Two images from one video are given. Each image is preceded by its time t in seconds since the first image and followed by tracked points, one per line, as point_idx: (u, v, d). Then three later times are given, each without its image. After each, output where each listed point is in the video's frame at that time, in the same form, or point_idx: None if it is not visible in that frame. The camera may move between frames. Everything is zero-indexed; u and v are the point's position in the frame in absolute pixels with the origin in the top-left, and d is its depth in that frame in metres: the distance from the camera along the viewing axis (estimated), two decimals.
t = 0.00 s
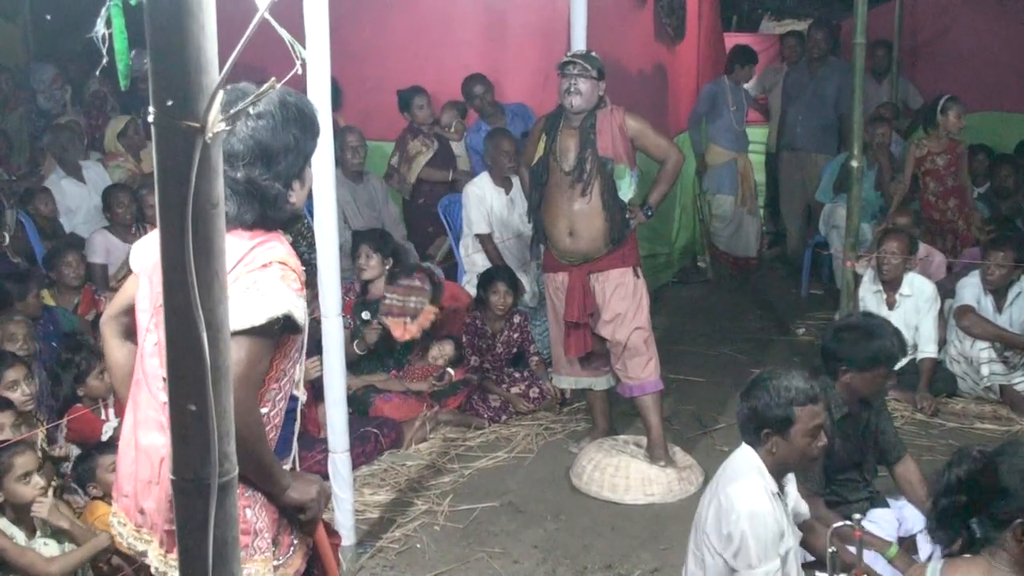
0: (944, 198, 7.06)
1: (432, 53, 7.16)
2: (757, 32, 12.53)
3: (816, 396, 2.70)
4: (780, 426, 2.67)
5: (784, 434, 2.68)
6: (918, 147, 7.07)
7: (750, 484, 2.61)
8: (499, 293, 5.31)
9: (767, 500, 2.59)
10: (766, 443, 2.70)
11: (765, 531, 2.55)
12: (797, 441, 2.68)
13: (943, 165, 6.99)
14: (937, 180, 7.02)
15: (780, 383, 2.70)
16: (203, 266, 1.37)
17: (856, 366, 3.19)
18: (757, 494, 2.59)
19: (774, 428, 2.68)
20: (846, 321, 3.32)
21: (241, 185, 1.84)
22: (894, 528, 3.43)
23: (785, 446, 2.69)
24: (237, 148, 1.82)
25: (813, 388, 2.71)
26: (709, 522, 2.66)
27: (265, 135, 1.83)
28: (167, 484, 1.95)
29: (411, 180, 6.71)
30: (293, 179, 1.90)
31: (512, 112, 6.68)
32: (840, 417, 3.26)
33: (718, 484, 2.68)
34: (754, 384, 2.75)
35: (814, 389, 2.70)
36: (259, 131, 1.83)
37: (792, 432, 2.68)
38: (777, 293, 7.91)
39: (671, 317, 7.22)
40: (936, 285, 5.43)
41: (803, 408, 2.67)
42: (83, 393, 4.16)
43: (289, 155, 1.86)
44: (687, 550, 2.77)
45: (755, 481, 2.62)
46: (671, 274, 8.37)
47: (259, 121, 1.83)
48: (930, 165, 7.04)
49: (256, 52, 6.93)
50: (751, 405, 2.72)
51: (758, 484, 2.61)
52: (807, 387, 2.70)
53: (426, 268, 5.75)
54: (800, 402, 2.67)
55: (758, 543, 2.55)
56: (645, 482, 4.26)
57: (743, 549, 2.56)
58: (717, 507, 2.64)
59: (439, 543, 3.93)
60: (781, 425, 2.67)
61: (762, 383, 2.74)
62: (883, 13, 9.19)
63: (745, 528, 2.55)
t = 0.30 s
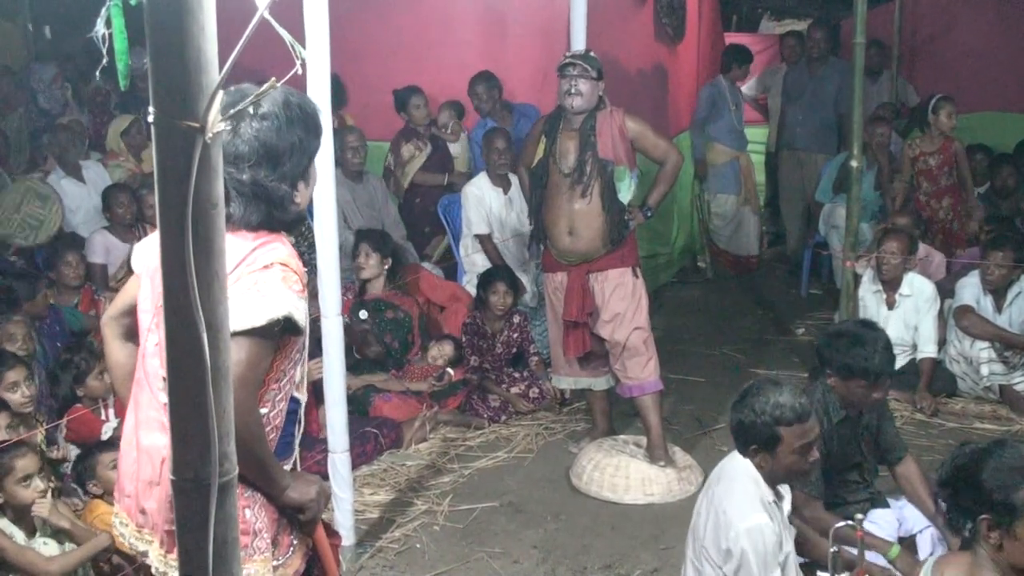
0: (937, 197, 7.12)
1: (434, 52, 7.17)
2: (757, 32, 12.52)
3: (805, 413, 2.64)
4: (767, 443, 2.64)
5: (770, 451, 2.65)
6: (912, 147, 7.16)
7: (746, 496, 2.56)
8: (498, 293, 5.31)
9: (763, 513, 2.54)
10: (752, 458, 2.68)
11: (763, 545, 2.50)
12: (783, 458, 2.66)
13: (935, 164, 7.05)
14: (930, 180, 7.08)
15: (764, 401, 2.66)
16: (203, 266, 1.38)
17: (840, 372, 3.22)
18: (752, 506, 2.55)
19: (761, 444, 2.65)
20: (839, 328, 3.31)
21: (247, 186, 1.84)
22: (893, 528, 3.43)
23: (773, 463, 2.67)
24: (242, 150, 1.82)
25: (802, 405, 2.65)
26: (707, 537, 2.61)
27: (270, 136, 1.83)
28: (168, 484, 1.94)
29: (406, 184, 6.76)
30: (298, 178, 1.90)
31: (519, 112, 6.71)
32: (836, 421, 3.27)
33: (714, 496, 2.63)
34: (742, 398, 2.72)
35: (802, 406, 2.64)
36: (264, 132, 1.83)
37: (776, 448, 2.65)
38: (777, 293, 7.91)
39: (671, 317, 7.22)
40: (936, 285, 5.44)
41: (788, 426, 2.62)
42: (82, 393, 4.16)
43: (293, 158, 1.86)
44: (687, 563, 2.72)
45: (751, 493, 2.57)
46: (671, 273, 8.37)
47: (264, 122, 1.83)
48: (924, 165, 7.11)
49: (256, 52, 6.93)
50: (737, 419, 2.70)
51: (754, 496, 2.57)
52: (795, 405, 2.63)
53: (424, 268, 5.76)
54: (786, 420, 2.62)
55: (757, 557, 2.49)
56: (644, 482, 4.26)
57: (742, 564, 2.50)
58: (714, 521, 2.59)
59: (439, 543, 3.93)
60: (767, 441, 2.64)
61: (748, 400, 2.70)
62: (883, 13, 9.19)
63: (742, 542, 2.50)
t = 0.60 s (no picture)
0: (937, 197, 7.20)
1: (434, 54, 7.17)
2: (757, 32, 12.52)
3: (802, 427, 2.63)
4: (762, 458, 2.64)
5: (767, 465, 2.64)
6: (912, 147, 7.23)
7: (743, 508, 2.56)
8: (498, 293, 5.31)
9: (760, 525, 2.53)
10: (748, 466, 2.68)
11: (759, 557, 2.48)
12: (781, 471, 2.65)
13: (936, 164, 7.13)
14: (930, 178, 7.16)
15: (759, 414, 2.65)
16: (203, 266, 1.38)
17: (835, 373, 3.23)
18: (750, 518, 2.54)
19: (757, 457, 2.65)
20: (836, 330, 3.31)
21: (243, 189, 1.84)
22: (894, 529, 3.43)
23: (769, 475, 2.66)
24: (237, 152, 1.82)
25: (797, 417, 2.64)
26: (703, 548, 2.60)
27: (264, 138, 1.83)
28: (169, 485, 1.94)
29: (405, 184, 6.72)
30: (295, 178, 1.90)
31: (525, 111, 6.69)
32: (835, 420, 3.29)
33: (712, 508, 2.63)
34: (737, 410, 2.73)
35: (798, 419, 2.63)
36: (258, 134, 1.82)
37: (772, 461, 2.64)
38: (778, 293, 7.91)
39: (671, 317, 7.22)
40: (935, 285, 5.44)
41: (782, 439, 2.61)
42: (82, 393, 4.16)
43: (290, 158, 1.86)
44: None
45: (749, 504, 2.57)
46: (671, 273, 8.37)
47: (258, 123, 1.83)
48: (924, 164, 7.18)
49: (256, 53, 6.93)
50: (733, 429, 2.70)
51: (752, 507, 2.57)
52: (790, 419, 2.62)
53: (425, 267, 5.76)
54: (781, 434, 2.61)
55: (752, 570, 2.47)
56: (644, 482, 4.26)
57: None
58: (711, 532, 2.59)
59: (439, 543, 3.93)
60: (762, 453, 2.64)
61: (743, 413, 2.69)
62: (884, 13, 9.19)
63: (736, 553, 2.49)
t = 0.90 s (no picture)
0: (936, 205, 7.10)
1: (435, 55, 7.18)
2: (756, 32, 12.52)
3: (811, 442, 2.58)
4: (772, 471, 2.62)
5: (775, 477, 2.62)
6: (912, 157, 7.13)
7: (748, 518, 2.56)
8: (498, 293, 5.31)
9: (766, 537, 2.53)
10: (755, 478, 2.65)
11: (760, 570, 2.48)
12: (788, 485, 2.61)
13: (936, 174, 7.02)
14: (931, 189, 7.05)
15: (767, 428, 2.61)
16: (203, 266, 1.37)
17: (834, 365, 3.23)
18: (753, 528, 2.54)
19: (765, 470, 2.63)
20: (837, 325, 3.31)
21: (242, 187, 1.84)
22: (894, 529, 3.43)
23: (777, 488, 2.63)
24: (236, 151, 1.82)
25: (806, 432, 2.59)
26: (709, 554, 2.62)
27: (263, 136, 1.83)
28: (168, 486, 1.94)
29: (406, 184, 6.72)
30: (294, 177, 1.89)
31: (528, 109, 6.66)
32: (834, 416, 3.31)
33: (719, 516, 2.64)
34: (749, 419, 2.70)
35: (807, 435, 2.58)
36: (257, 132, 1.82)
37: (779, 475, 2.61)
38: (778, 292, 7.91)
39: (671, 317, 7.22)
40: (935, 285, 5.44)
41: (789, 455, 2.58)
42: (83, 394, 4.16)
43: (289, 157, 1.86)
44: None
45: (755, 515, 2.57)
46: (671, 273, 8.37)
47: (256, 122, 1.83)
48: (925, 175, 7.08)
49: (256, 52, 6.93)
50: (742, 440, 2.68)
51: (757, 518, 2.56)
52: (797, 434, 2.58)
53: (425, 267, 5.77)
54: (790, 450, 2.57)
55: None
56: (644, 482, 4.26)
57: None
58: (716, 539, 2.60)
59: (439, 543, 3.93)
60: (768, 464, 2.61)
61: (752, 425, 2.66)
62: (884, 13, 9.19)
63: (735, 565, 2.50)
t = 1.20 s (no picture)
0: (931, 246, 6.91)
1: (435, 55, 7.18)
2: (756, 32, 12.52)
3: (828, 450, 2.56)
4: (789, 479, 2.60)
5: (791, 484, 2.61)
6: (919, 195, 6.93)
7: (760, 523, 2.56)
8: (498, 293, 5.31)
9: (776, 542, 2.54)
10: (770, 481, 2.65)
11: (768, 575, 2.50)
12: (803, 493, 2.61)
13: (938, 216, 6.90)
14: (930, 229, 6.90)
15: (784, 435, 2.60)
16: (203, 267, 1.38)
17: (835, 355, 3.23)
18: (765, 533, 2.55)
19: (782, 476, 2.61)
20: (844, 317, 3.31)
21: (243, 195, 1.85)
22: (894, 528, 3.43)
23: (792, 495, 2.63)
24: (235, 159, 1.82)
25: (822, 440, 2.56)
26: (716, 552, 2.64)
27: (260, 142, 1.83)
28: (166, 486, 1.94)
29: (411, 184, 6.67)
30: (293, 180, 1.90)
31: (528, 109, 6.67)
32: (835, 413, 3.34)
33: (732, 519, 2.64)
34: (765, 427, 2.69)
35: (824, 443, 2.56)
36: (253, 139, 1.83)
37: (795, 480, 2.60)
38: (777, 292, 7.91)
39: (671, 317, 7.22)
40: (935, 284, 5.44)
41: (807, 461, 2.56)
42: (83, 393, 4.16)
43: (287, 162, 1.87)
44: None
45: (768, 519, 2.57)
46: (670, 274, 8.37)
47: (253, 128, 1.83)
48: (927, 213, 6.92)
49: (256, 52, 6.93)
50: (760, 447, 2.65)
51: (769, 523, 2.56)
52: (814, 442, 2.55)
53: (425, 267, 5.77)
54: (806, 457, 2.56)
55: None
56: (644, 482, 4.26)
57: None
58: (726, 542, 2.61)
59: (439, 544, 3.92)
60: (785, 465, 2.59)
61: (769, 432, 2.65)
62: (884, 12, 9.19)
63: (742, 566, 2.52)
